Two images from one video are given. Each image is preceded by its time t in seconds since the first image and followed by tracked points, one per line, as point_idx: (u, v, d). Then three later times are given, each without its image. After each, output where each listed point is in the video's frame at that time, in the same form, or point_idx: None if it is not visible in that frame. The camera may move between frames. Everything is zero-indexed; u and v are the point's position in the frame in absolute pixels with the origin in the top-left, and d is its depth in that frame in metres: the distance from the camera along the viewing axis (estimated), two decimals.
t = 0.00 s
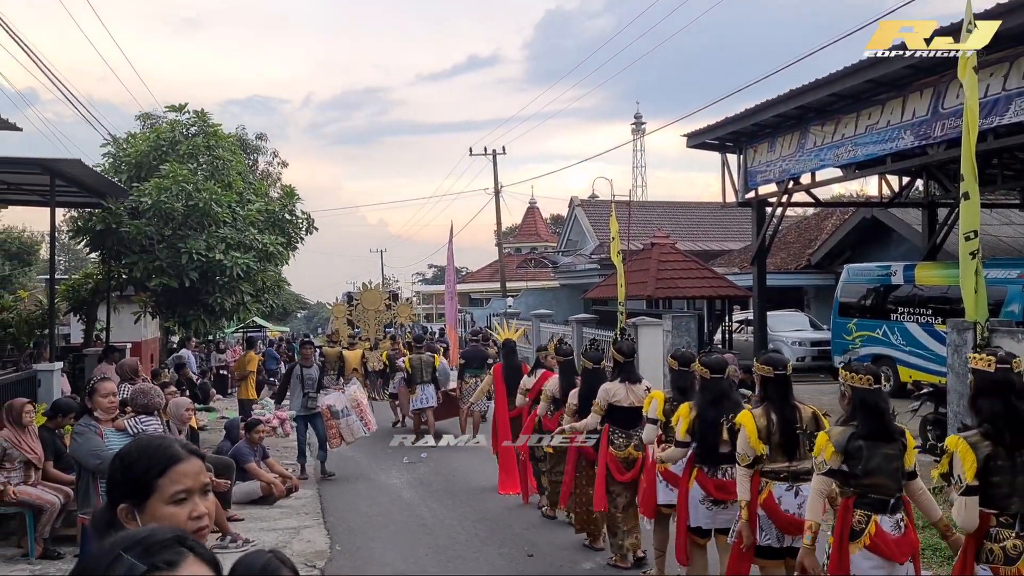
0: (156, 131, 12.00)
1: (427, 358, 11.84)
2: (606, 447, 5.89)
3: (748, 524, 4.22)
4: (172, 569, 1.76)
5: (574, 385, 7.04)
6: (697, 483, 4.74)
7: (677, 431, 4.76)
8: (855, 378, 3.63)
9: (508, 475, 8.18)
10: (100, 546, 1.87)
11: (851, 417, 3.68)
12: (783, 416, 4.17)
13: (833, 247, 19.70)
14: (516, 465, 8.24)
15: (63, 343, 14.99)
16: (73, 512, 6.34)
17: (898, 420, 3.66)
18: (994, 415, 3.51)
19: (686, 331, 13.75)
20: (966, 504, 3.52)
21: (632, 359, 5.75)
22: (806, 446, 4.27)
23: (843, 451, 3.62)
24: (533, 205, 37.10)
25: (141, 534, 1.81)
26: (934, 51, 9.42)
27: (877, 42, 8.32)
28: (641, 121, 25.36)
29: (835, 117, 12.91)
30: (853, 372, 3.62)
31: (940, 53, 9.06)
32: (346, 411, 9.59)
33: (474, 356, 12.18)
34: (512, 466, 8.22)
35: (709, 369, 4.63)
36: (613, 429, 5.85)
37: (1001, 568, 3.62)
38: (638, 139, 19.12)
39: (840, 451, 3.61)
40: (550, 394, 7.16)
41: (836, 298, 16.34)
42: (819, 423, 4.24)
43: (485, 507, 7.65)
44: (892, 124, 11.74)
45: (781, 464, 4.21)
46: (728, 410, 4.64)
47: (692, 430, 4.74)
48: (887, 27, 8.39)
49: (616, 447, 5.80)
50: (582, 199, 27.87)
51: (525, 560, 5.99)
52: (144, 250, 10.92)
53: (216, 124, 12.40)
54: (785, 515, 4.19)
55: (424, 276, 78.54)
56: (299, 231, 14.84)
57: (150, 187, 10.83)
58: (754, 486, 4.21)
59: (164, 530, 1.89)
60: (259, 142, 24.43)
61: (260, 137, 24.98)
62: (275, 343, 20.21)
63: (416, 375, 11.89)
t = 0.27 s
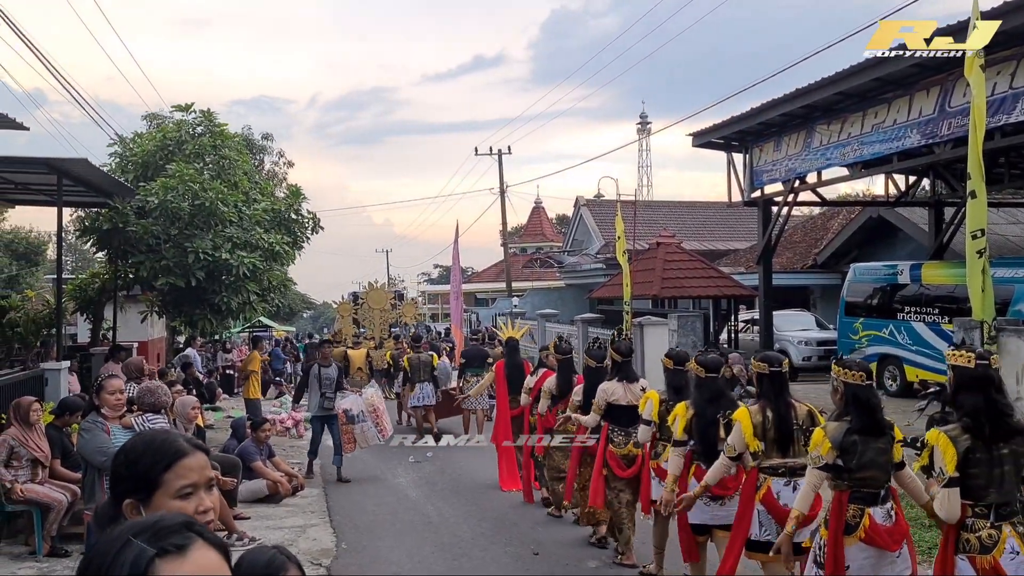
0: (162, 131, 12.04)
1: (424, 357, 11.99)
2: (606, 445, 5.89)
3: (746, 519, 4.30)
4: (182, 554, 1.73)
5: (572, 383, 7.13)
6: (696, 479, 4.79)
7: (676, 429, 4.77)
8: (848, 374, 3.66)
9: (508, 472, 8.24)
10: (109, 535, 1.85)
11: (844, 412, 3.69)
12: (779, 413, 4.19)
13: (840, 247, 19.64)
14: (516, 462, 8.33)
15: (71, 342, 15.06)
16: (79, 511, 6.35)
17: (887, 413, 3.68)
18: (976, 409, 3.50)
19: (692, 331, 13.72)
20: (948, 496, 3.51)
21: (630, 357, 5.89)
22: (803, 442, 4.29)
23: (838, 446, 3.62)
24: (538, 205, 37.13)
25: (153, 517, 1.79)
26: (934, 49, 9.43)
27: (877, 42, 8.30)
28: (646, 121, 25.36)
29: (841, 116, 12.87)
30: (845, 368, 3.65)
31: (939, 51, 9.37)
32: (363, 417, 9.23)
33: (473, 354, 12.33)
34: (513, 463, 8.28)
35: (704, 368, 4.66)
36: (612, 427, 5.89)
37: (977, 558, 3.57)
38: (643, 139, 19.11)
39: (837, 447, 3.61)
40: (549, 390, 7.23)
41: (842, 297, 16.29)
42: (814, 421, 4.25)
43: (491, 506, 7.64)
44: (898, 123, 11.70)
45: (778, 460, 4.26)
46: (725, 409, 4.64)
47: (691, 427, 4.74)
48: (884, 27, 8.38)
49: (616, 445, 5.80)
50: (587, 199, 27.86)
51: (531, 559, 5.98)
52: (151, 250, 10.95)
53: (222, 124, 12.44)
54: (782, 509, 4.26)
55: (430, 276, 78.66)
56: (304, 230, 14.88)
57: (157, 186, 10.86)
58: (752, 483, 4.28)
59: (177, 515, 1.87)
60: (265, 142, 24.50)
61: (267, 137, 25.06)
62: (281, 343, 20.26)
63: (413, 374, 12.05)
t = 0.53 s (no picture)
0: (169, 129, 12.07)
1: (427, 354, 11.97)
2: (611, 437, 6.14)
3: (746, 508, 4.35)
4: (213, 519, 1.67)
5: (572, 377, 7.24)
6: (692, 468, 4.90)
7: (675, 424, 4.82)
8: (838, 365, 3.85)
9: (509, 467, 8.29)
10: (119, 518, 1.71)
11: (834, 402, 3.90)
12: (779, 403, 4.32)
13: (846, 245, 19.59)
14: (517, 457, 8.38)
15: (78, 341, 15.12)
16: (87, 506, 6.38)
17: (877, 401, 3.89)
18: (939, 399, 3.55)
19: (697, 329, 13.71)
20: (907, 481, 3.52)
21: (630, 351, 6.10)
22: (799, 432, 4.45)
23: (829, 433, 3.83)
24: (543, 205, 37.13)
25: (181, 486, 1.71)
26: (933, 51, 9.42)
27: (877, 41, 8.30)
28: (651, 120, 25.32)
29: (846, 114, 12.84)
30: (836, 360, 3.83)
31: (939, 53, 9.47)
32: (375, 415, 9.07)
33: (475, 352, 12.40)
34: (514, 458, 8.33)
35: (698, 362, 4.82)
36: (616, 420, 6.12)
37: (928, 538, 3.60)
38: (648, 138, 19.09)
39: (827, 434, 3.81)
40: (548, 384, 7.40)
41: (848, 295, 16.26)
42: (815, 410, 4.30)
43: (497, 501, 7.66)
44: (904, 120, 11.67)
45: (776, 450, 4.38)
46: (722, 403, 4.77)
47: (690, 420, 4.81)
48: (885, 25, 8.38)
49: (620, 437, 6.05)
50: (592, 198, 27.85)
51: (538, 554, 6.00)
52: (157, 248, 10.99)
53: (228, 122, 12.47)
54: (782, 498, 4.32)
55: (435, 276, 78.66)
56: (310, 228, 14.92)
57: (163, 184, 10.89)
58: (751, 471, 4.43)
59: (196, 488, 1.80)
60: (271, 142, 24.55)
61: (272, 136, 25.10)
62: (286, 341, 20.30)
63: (416, 370, 11.99)
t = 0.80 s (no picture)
0: (175, 125, 12.08)
1: (432, 350, 12.12)
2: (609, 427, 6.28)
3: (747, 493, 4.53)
4: (237, 471, 1.61)
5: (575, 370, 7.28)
6: (697, 454, 4.97)
7: (676, 411, 5.01)
8: (821, 352, 3.96)
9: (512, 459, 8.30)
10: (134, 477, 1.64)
11: (816, 388, 4.05)
12: (777, 390, 4.52)
13: (852, 241, 19.52)
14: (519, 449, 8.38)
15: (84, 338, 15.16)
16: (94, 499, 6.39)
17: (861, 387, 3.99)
18: (915, 376, 3.54)
19: (703, 325, 13.69)
20: (880, 457, 3.61)
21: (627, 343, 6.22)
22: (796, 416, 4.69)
23: (810, 418, 4.01)
24: (548, 203, 37.10)
25: (202, 439, 1.64)
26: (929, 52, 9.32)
27: (877, 42, 8.28)
28: (657, 117, 25.26)
29: (852, 108, 12.79)
30: (819, 347, 3.94)
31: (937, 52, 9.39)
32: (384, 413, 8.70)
33: (480, 347, 12.45)
34: (517, 450, 8.34)
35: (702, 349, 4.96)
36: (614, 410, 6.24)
37: (914, 515, 3.59)
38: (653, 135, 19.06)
39: (809, 419, 3.99)
40: (552, 377, 7.44)
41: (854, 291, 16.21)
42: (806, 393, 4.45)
43: (503, 494, 7.67)
44: (910, 115, 11.62)
45: (773, 435, 4.60)
46: (721, 390, 4.95)
47: (691, 408, 5.00)
48: (883, 28, 8.32)
49: (617, 426, 6.19)
50: (597, 196, 27.82)
51: (544, 545, 6.01)
52: (163, 244, 11.01)
53: (234, 118, 12.48)
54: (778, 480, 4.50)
55: (440, 275, 78.71)
56: (316, 224, 14.93)
57: (169, 179, 10.90)
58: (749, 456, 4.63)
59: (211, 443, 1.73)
60: (276, 140, 24.58)
61: (277, 134, 25.11)
62: (292, 339, 20.33)
63: (422, 366, 12.03)
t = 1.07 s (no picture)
0: (178, 124, 12.09)
1: (436, 347, 12.07)
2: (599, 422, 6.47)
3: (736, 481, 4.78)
4: (258, 456, 1.59)
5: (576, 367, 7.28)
6: (697, 451, 5.17)
7: (677, 404, 5.10)
8: (805, 348, 4.14)
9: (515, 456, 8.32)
10: (151, 455, 1.60)
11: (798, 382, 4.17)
12: (767, 385, 4.65)
13: (856, 241, 19.48)
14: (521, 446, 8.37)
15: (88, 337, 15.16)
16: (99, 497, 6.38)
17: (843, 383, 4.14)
18: (903, 370, 3.79)
19: (707, 324, 13.66)
20: (877, 452, 3.77)
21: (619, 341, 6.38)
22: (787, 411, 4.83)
23: (790, 412, 4.14)
24: (551, 203, 37.05)
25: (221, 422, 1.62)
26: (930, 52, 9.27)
27: (877, 41, 8.26)
28: (660, 117, 25.20)
29: (857, 107, 12.75)
30: (803, 343, 4.12)
31: (938, 52, 9.34)
32: (391, 409, 8.46)
33: (484, 347, 12.49)
34: (519, 447, 8.36)
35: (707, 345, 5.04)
36: (605, 407, 6.46)
37: (906, 508, 3.78)
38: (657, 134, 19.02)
39: (788, 412, 4.12)
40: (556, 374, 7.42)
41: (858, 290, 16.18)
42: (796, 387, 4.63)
43: (506, 492, 7.67)
44: (915, 113, 11.58)
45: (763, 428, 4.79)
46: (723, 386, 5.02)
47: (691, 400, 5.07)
48: (884, 26, 8.29)
49: (607, 422, 6.40)
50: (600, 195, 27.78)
51: (548, 543, 6.01)
52: (167, 242, 11.02)
53: (237, 117, 12.48)
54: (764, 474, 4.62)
55: (443, 274, 78.73)
56: (319, 223, 14.94)
57: (173, 178, 10.91)
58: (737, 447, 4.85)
59: (229, 426, 1.71)
60: (279, 139, 24.57)
61: (280, 133, 25.07)
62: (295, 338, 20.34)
63: (426, 364, 12.06)
